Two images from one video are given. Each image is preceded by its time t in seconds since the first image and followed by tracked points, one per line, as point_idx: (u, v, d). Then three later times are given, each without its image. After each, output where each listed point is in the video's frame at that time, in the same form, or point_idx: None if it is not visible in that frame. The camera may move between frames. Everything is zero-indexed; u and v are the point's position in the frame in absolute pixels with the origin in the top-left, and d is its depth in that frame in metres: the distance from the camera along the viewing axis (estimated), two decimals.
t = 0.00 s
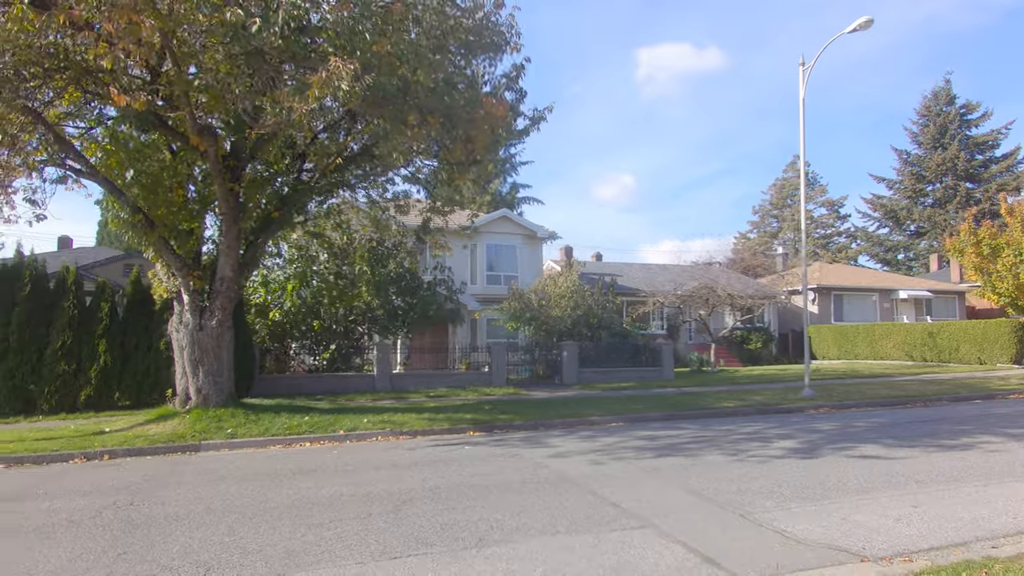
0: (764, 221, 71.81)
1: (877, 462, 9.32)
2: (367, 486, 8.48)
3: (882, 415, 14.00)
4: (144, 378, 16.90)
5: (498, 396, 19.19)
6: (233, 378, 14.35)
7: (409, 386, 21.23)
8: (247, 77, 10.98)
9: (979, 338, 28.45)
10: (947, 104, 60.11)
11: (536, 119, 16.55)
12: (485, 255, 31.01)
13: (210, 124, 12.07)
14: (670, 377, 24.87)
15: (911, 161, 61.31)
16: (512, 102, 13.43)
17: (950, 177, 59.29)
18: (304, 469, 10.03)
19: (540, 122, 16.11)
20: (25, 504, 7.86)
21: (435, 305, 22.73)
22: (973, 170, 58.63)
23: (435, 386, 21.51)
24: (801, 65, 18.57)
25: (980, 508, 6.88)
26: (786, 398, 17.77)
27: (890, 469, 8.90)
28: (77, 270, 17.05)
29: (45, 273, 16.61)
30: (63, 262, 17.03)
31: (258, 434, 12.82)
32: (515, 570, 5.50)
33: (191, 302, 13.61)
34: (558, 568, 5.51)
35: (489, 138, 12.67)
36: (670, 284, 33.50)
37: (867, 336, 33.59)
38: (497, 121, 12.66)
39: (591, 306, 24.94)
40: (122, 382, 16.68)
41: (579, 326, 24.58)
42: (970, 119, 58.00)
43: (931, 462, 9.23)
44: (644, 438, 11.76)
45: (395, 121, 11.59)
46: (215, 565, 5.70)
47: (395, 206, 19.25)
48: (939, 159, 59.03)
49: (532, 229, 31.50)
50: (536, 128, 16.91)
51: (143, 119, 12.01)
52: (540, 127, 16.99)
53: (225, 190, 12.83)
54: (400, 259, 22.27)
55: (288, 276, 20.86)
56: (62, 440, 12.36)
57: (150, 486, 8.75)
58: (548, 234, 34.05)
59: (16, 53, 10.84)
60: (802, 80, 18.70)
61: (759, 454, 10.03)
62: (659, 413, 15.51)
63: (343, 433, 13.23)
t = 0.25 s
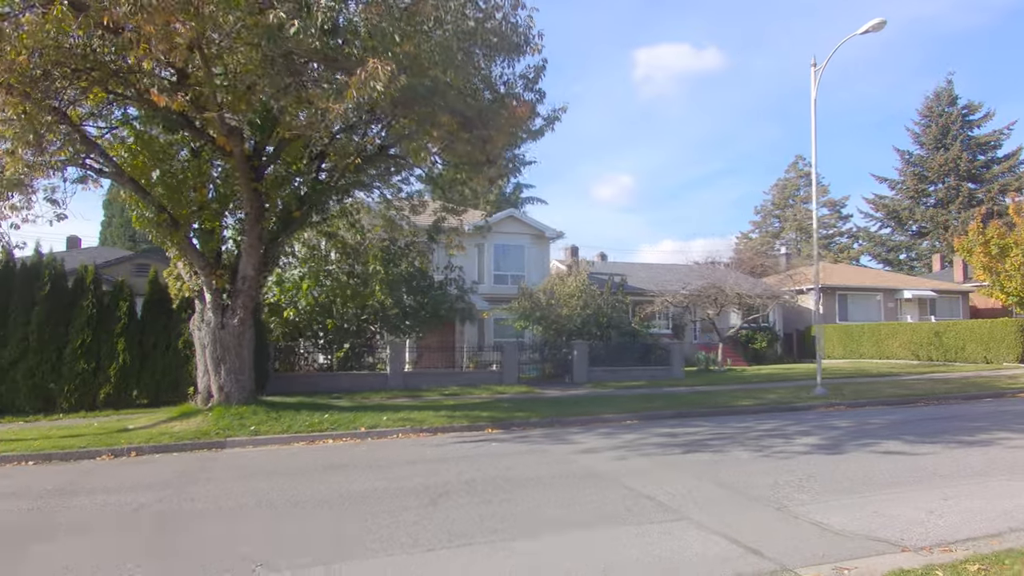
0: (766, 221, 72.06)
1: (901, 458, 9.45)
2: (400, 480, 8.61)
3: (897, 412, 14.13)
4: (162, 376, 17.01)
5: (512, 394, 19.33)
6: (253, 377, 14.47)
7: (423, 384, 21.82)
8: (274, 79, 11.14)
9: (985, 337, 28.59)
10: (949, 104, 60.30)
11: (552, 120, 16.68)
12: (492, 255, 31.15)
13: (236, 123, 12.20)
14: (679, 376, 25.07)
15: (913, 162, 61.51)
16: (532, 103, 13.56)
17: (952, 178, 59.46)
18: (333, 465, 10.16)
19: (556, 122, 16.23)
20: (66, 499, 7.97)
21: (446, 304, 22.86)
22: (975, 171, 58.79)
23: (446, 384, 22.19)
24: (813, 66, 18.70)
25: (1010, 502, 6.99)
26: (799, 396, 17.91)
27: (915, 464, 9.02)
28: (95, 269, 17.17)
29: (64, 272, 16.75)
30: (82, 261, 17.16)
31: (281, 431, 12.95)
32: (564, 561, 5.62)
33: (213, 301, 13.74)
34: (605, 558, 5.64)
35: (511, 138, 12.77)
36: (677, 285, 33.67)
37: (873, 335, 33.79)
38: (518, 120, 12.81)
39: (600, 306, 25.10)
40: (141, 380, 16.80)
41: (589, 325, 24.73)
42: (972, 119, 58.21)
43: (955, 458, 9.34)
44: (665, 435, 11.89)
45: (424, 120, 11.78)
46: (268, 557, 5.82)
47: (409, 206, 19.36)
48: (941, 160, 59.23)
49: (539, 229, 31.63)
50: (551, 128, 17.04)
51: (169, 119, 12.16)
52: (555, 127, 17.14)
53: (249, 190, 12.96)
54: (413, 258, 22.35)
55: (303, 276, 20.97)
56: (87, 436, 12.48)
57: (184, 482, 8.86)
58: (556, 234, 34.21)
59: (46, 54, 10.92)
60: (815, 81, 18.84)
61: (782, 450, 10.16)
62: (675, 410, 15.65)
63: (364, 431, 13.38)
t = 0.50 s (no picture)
0: (764, 221, 72.50)
1: (918, 457, 9.63)
2: (428, 479, 8.71)
3: (907, 411, 14.32)
4: (174, 376, 17.04)
5: (522, 394, 19.47)
6: (269, 377, 14.57)
7: (432, 383, 21.92)
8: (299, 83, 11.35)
9: (985, 337, 28.87)
10: (946, 106, 60.78)
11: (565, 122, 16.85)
12: (497, 255, 31.26)
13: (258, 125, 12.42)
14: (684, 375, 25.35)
15: (910, 163, 61.96)
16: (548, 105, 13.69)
17: (949, 178, 59.91)
18: (357, 465, 10.25)
19: (569, 123, 16.36)
20: (100, 497, 8.02)
21: (453, 305, 22.99)
22: (971, 172, 59.25)
23: (456, 384, 22.35)
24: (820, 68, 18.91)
25: None
26: (807, 395, 18.10)
27: (933, 463, 9.20)
28: (106, 269, 17.20)
29: (76, 272, 16.76)
30: (93, 261, 17.17)
31: (299, 431, 13.03)
32: (607, 556, 5.74)
33: (230, 301, 13.83)
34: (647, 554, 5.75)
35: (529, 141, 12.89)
36: (680, 285, 33.91)
37: (874, 335, 34.13)
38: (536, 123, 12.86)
39: (606, 306, 25.30)
40: (154, 380, 16.84)
41: (595, 325, 24.89)
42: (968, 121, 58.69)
43: (971, 456, 9.52)
44: (682, 434, 12.04)
45: (449, 123, 11.92)
46: (315, 552, 5.91)
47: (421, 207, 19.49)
48: (937, 160, 59.69)
49: (544, 229, 31.78)
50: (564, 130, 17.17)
51: (191, 121, 12.22)
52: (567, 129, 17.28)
53: (268, 191, 13.04)
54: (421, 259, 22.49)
55: (312, 276, 21.06)
56: (107, 436, 12.53)
57: (214, 481, 8.96)
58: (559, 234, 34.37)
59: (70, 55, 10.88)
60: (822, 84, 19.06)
61: (801, 449, 10.30)
62: (687, 410, 15.82)
63: (381, 430, 13.48)
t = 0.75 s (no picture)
0: (761, 222, 72.91)
1: (935, 452, 9.79)
2: (456, 474, 8.80)
3: (916, 409, 14.52)
4: (186, 375, 17.04)
5: (531, 392, 19.58)
6: (285, 374, 14.65)
7: (441, 382, 22.02)
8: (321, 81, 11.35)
9: (984, 336, 29.14)
10: (941, 108, 61.28)
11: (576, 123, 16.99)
12: (502, 255, 31.38)
13: (281, 126, 12.69)
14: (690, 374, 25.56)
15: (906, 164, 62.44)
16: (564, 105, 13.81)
17: (944, 180, 60.40)
18: (381, 462, 10.33)
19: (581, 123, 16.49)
20: (133, 492, 8.08)
21: (461, 304, 23.09)
22: (967, 173, 59.74)
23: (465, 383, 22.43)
24: (826, 70, 19.11)
25: None
26: (814, 394, 18.30)
27: (949, 458, 9.36)
28: (118, 267, 17.20)
29: (87, 270, 16.74)
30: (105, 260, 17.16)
31: (317, 428, 13.11)
32: (646, 547, 5.84)
33: (247, 299, 13.90)
34: (686, 544, 5.86)
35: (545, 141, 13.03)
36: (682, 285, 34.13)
37: (874, 335, 34.46)
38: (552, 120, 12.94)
39: (612, 305, 25.46)
40: (166, 378, 16.84)
41: (600, 324, 25.05)
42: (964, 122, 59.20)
43: (987, 451, 9.69)
44: (698, 431, 12.18)
45: (470, 123, 11.97)
46: (360, 545, 5.99)
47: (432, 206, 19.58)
48: (933, 162, 60.18)
49: (548, 229, 31.92)
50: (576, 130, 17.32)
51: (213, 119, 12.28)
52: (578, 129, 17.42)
53: (288, 190, 13.11)
54: (429, 259, 22.59)
55: (322, 275, 21.12)
56: (126, 434, 12.55)
57: (241, 476, 9.02)
58: (562, 233, 34.51)
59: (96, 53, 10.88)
60: (828, 85, 19.26)
61: (819, 445, 10.44)
62: (698, 408, 15.97)
63: (398, 428, 13.56)
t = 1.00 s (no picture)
0: (759, 222, 73.25)
1: (952, 451, 9.98)
2: (485, 475, 8.93)
3: (926, 409, 14.73)
4: (200, 376, 17.10)
5: (542, 392, 19.73)
6: (301, 375, 14.73)
7: (450, 382, 22.16)
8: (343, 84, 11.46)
9: (985, 337, 29.48)
10: (939, 109, 61.70)
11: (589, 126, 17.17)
12: (507, 256, 31.53)
13: (304, 129, 12.71)
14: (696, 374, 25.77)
15: (904, 165, 62.84)
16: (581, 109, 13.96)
17: (942, 181, 60.83)
18: (407, 462, 10.44)
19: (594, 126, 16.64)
20: (169, 493, 8.16)
21: (468, 305, 23.24)
22: (964, 174, 60.18)
23: (475, 384, 22.58)
24: (834, 73, 19.30)
25: None
26: (822, 394, 18.51)
27: (967, 457, 9.55)
28: (132, 268, 17.25)
29: (102, 271, 16.77)
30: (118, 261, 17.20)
31: (337, 428, 13.22)
32: (687, 545, 5.99)
33: (266, 300, 14.00)
34: (726, 543, 6.01)
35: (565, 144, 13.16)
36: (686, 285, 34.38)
37: (875, 335, 34.78)
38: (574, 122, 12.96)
39: (619, 306, 25.65)
40: (180, 379, 16.89)
41: (607, 325, 25.23)
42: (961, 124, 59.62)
43: (1003, 451, 9.88)
44: (715, 430, 12.35)
45: (493, 126, 12.07)
46: (408, 546, 6.10)
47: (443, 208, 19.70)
48: (931, 163, 60.60)
49: (552, 230, 32.08)
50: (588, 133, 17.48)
51: (235, 122, 12.35)
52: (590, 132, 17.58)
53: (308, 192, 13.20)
54: (438, 260, 22.71)
55: (332, 276, 21.21)
56: (147, 434, 12.62)
57: (272, 477, 9.12)
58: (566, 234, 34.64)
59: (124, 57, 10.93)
60: (835, 89, 19.46)
61: (838, 445, 10.61)
62: (710, 408, 16.15)
63: (416, 428, 13.68)
